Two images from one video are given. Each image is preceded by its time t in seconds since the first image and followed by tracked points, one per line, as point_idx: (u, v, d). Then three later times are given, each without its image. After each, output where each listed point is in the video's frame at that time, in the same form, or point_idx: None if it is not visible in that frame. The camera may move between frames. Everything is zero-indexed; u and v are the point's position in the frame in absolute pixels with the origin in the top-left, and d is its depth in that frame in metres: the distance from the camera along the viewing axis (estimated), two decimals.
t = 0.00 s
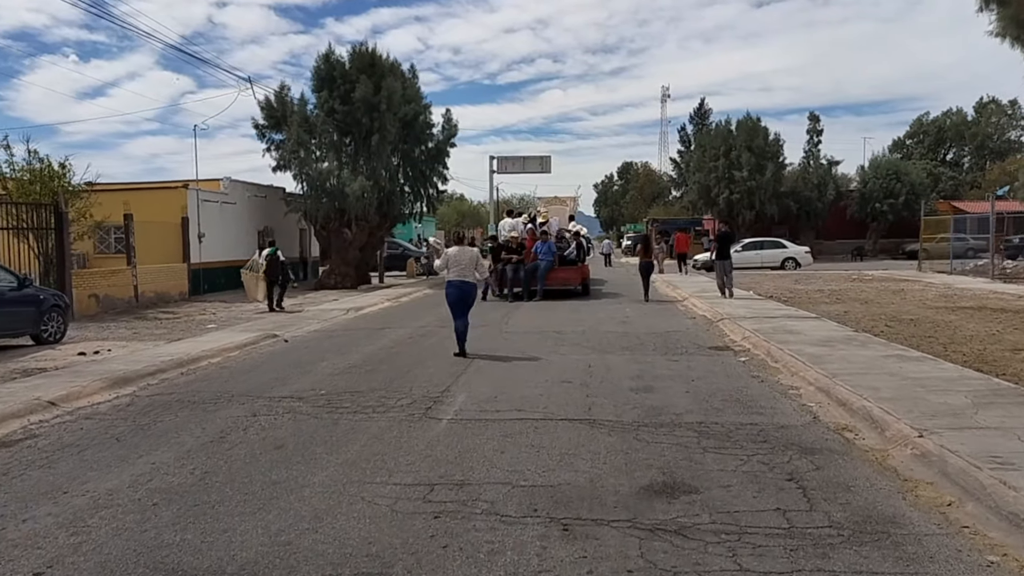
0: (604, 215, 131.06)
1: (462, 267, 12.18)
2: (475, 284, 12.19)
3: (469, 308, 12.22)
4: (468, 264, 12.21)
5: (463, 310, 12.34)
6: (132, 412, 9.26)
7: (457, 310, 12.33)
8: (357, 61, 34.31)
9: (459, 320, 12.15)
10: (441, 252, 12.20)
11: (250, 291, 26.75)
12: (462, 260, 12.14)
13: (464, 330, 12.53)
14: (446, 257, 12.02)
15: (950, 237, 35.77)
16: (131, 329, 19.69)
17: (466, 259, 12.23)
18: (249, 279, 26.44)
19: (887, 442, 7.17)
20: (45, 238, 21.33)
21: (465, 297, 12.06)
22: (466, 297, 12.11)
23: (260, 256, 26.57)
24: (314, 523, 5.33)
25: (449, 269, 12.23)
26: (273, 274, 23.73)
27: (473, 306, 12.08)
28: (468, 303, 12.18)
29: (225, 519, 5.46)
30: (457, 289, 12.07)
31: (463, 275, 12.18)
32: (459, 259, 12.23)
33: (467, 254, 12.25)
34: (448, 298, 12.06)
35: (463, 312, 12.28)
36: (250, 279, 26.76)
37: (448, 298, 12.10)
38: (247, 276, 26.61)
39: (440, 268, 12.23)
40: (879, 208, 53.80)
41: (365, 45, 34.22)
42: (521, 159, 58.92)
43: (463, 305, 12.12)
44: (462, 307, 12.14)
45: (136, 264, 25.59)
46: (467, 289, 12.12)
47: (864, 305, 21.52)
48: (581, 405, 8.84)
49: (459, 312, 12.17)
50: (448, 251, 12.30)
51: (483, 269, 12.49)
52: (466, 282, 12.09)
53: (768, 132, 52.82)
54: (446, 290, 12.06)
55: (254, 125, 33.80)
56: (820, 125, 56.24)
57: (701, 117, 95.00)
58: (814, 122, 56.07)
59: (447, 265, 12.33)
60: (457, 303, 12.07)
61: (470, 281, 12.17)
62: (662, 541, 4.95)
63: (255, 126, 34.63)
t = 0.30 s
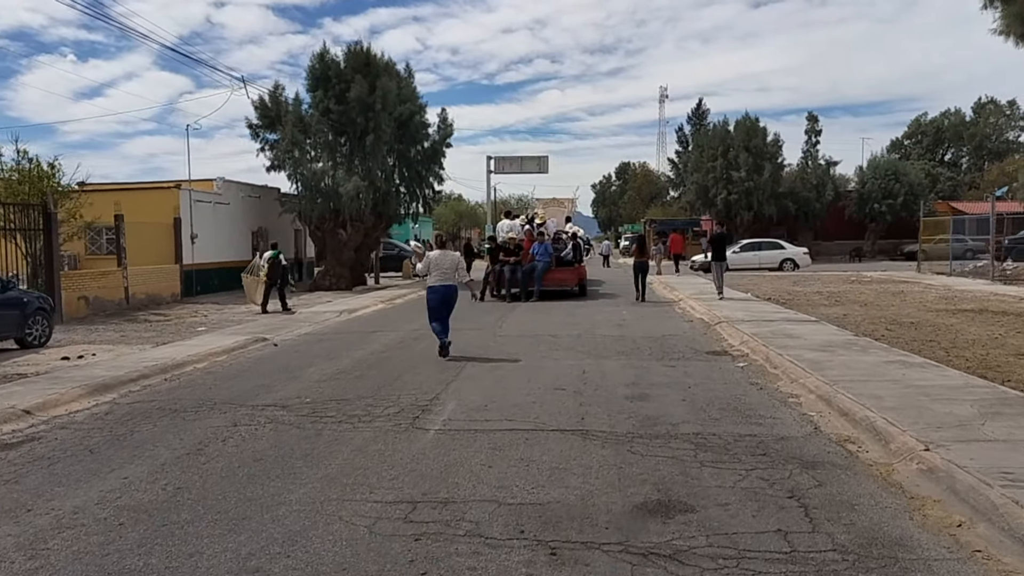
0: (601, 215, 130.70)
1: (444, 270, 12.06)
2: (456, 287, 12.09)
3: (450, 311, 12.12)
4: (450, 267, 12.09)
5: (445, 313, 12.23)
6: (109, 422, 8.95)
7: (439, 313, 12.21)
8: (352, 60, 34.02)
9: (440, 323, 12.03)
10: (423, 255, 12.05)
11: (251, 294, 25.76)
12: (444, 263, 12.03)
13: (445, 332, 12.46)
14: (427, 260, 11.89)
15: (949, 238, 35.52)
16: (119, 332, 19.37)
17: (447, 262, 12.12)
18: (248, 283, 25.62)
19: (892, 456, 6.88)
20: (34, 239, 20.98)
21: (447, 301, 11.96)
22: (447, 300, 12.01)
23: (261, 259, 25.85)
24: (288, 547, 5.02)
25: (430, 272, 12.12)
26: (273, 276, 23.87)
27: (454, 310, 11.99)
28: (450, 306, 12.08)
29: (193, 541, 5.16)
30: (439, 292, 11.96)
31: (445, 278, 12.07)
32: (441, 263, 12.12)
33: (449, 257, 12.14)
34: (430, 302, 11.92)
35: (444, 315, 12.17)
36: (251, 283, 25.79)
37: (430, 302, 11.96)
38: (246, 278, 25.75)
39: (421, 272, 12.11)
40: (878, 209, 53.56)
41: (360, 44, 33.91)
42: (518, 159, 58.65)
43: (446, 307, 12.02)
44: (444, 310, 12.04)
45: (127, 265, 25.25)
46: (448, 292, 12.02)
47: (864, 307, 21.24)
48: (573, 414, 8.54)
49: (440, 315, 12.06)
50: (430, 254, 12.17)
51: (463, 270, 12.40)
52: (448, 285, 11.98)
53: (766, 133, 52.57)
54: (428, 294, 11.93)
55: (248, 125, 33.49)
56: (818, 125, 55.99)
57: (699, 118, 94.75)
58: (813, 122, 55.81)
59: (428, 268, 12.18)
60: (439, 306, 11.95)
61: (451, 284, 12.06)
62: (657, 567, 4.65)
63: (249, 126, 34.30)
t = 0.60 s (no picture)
0: (599, 215, 130.29)
1: (422, 268, 12.14)
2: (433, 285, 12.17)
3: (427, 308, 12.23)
4: (427, 265, 12.15)
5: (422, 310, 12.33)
6: (78, 425, 8.61)
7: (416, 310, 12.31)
8: (346, 58, 33.69)
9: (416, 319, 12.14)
10: (402, 253, 12.07)
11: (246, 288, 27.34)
12: (421, 262, 12.08)
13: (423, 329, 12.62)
14: (405, 258, 11.95)
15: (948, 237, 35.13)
16: (104, 331, 19.05)
17: (425, 261, 12.21)
18: (246, 276, 27.33)
19: (892, 461, 6.56)
20: (19, 237, 20.60)
21: (425, 299, 12.02)
22: (424, 298, 12.08)
23: (259, 255, 27.30)
24: (246, 562, 4.69)
25: (408, 270, 12.18)
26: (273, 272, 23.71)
27: (432, 307, 12.08)
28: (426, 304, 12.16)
29: (146, 556, 4.83)
30: (415, 290, 12.02)
31: (422, 276, 12.14)
32: (419, 261, 12.17)
33: (426, 255, 12.24)
34: (406, 301, 11.99)
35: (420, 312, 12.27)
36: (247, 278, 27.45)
37: (406, 300, 12.03)
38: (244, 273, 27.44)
39: (399, 269, 12.19)
40: (876, 208, 53.20)
41: (353, 40, 33.57)
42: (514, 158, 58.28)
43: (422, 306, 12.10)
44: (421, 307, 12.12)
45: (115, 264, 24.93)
46: (425, 290, 12.08)
47: (863, 307, 20.86)
48: (561, 417, 8.20)
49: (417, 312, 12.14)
50: (407, 252, 12.23)
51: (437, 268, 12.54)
52: (424, 284, 12.03)
53: (764, 132, 52.34)
54: (404, 293, 11.99)
55: (241, 122, 33.15)
56: (816, 123, 55.62)
57: (696, 117, 94.31)
58: (811, 121, 55.54)
59: (406, 266, 12.23)
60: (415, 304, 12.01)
61: (427, 282, 12.13)
62: None
63: (241, 124, 33.95)
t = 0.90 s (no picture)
0: (597, 215, 129.82)
1: (396, 270, 12.34)
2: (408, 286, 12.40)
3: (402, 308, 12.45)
4: (401, 267, 12.36)
5: (395, 311, 12.55)
6: (44, 439, 8.18)
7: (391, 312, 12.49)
8: (339, 57, 33.19)
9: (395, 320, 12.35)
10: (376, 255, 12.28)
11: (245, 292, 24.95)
12: (396, 263, 12.31)
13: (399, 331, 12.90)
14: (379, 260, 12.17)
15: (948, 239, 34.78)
16: (88, 335, 18.63)
17: (399, 262, 12.38)
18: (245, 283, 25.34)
19: (903, 482, 6.15)
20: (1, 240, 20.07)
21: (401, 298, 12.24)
22: (399, 298, 12.31)
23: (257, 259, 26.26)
24: None
25: (383, 272, 12.39)
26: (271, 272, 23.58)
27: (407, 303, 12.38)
28: (402, 304, 12.38)
29: None
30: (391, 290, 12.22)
31: (397, 277, 12.36)
32: (393, 263, 12.39)
33: (399, 256, 12.41)
34: (384, 304, 12.11)
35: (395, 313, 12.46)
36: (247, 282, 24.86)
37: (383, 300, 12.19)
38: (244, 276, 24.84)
39: (375, 272, 12.40)
40: (875, 209, 52.86)
41: (346, 39, 33.17)
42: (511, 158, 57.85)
43: (400, 306, 12.33)
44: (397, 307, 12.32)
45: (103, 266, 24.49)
46: (401, 290, 12.30)
47: (864, 310, 20.46)
48: (552, 431, 7.78)
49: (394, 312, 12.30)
50: (382, 255, 12.46)
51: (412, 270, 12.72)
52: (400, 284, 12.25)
53: (762, 132, 52.00)
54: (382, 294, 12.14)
55: (232, 121, 32.71)
56: (814, 124, 55.26)
57: (694, 117, 93.95)
58: (809, 121, 55.19)
59: (381, 268, 12.43)
60: (393, 304, 12.20)
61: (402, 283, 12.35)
62: None
63: (233, 123, 33.51)
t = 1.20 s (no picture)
0: (596, 215, 129.43)
1: (382, 270, 12.14)
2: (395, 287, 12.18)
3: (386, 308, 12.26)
4: (386, 266, 12.18)
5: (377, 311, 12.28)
6: (14, 444, 7.79)
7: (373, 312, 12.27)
8: (334, 53, 32.82)
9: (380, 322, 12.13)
10: (360, 253, 12.08)
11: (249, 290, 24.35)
12: (382, 262, 12.13)
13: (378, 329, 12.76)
14: (365, 259, 11.97)
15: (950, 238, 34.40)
16: (74, 335, 18.20)
17: (385, 262, 12.20)
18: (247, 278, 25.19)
19: (920, 493, 5.77)
20: None
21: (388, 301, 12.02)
22: (385, 299, 12.08)
23: (255, 258, 25.86)
24: None
25: (368, 271, 12.18)
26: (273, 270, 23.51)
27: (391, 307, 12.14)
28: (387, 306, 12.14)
29: None
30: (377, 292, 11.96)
31: (383, 277, 12.17)
32: (378, 261, 12.20)
33: (385, 256, 12.21)
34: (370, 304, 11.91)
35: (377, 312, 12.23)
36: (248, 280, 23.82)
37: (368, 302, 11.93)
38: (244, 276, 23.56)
39: (359, 271, 12.18)
40: (875, 208, 52.48)
41: (341, 35, 32.77)
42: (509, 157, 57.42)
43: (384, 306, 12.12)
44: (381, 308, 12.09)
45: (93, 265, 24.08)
46: (386, 290, 12.11)
47: (867, 310, 20.06)
48: (547, 437, 7.41)
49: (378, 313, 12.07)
50: (367, 254, 12.25)
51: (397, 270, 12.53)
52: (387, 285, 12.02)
53: (761, 131, 51.68)
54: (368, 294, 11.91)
55: (226, 118, 32.30)
56: (814, 123, 54.89)
57: (693, 116, 93.60)
58: (809, 120, 54.82)
59: (365, 267, 12.23)
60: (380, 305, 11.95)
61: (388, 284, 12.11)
62: None
63: (226, 120, 33.10)
